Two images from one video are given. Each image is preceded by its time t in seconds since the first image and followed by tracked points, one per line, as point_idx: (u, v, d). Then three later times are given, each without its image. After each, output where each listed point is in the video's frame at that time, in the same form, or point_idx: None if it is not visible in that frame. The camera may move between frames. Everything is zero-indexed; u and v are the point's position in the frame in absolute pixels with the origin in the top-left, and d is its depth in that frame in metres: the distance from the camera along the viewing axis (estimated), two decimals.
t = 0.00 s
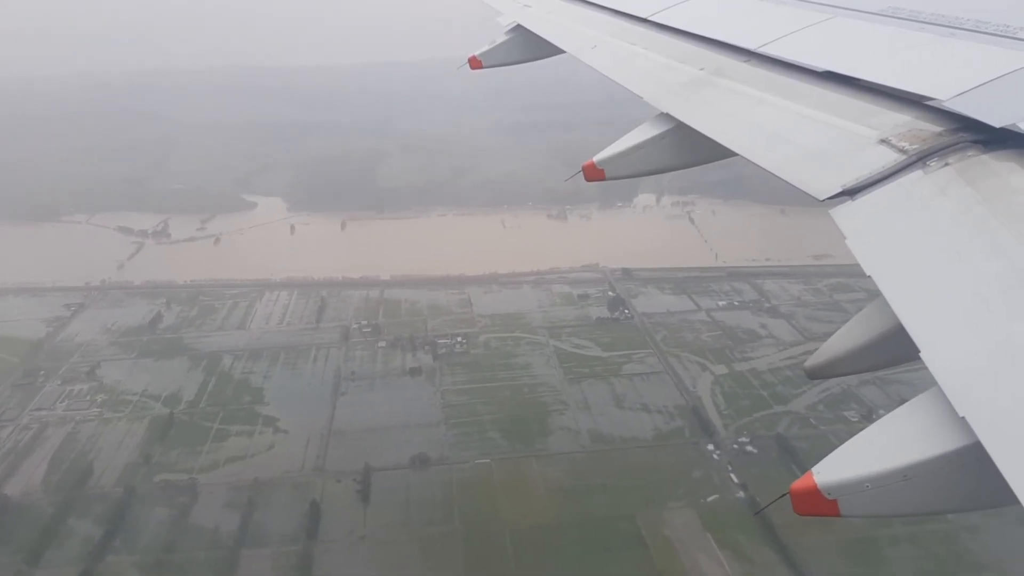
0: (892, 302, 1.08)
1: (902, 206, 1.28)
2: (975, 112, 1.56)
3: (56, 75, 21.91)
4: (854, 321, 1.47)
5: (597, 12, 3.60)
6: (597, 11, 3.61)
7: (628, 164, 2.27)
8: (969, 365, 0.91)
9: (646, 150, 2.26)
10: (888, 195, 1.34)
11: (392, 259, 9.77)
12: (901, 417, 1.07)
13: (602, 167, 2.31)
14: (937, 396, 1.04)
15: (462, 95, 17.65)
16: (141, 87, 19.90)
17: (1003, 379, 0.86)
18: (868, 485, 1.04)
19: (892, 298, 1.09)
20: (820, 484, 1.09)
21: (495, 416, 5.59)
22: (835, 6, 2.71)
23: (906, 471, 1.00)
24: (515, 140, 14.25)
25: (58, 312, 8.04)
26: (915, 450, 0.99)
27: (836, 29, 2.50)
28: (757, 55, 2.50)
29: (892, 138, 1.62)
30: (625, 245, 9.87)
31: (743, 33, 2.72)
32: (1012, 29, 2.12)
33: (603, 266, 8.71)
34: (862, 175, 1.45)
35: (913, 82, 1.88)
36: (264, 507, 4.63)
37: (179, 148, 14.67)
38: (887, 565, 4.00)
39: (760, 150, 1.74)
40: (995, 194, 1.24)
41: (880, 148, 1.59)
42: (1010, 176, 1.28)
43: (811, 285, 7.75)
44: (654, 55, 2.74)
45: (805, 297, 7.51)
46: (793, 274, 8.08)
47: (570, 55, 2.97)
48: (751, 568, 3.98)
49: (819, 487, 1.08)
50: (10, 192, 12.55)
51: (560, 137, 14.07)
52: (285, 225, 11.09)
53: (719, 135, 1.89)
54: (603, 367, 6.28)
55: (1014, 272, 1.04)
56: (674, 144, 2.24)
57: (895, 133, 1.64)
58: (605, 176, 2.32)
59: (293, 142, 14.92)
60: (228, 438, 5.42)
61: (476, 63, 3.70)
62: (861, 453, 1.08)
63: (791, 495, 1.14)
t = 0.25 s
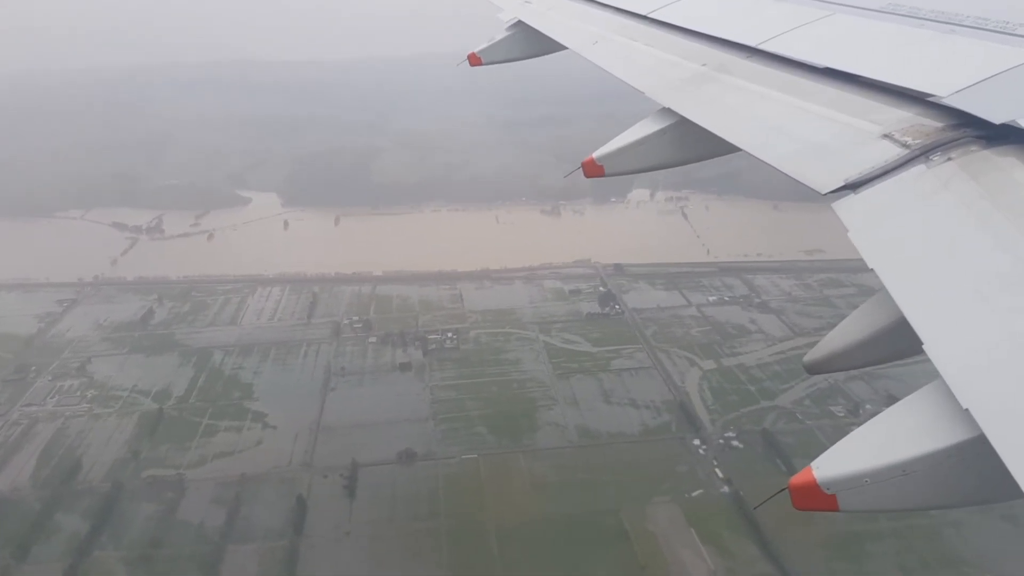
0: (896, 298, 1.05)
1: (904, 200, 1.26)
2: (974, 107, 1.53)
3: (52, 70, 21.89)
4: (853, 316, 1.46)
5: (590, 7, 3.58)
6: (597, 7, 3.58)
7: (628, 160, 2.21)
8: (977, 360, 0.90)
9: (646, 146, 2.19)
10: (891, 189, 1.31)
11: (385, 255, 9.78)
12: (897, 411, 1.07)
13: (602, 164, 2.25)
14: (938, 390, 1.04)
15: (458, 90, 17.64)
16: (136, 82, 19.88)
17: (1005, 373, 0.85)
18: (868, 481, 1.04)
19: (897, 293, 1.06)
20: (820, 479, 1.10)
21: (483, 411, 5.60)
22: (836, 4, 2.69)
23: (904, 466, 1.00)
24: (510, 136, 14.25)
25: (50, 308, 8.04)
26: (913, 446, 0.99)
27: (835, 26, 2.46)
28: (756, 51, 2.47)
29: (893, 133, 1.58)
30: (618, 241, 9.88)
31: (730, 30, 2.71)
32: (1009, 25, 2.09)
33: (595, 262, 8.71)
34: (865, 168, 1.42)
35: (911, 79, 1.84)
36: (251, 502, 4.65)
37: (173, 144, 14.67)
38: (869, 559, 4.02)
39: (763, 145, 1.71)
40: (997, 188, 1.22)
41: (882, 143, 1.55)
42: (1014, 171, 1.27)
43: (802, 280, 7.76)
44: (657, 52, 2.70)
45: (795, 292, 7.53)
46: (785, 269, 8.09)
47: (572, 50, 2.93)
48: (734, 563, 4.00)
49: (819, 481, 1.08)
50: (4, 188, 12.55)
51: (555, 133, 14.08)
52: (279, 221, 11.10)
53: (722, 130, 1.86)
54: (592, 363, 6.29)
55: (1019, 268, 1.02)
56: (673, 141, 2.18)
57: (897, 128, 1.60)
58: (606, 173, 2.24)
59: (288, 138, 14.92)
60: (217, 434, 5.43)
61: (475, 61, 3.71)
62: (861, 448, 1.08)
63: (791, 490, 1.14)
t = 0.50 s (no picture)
0: (899, 289, 1.01)
1: (908, 195, 1.22)
2: (980, 107, 1.48)
3: (52, 66, 21.91)
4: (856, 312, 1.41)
5: (592, 6, 3.53)
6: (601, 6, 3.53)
7: (629, 159, 2.17)
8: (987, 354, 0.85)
9: (648, 143, 2.15)
10: (896, 184, 1.27)
11: (382, 251, 9.79)
12: (900, 406, 1.01)
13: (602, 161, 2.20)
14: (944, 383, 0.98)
15: (456, 85, 17.66)
16: (136, 79, 19.90)
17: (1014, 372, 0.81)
18: (868, 478, 0.97)
19: (899, 285, 1.02)
20: (819, 474, 1.03)
21: (474, 407, 5.60)
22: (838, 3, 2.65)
23: (906, 461, 0.94)
24: (507, 131, 14.26)
25: (45, 304, 8.06)
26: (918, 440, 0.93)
27: (836, 26, 2.42)
28: (758, 50, 2.42)
29: (899, 130, 1.54)
30: (614, 237, 9.89)
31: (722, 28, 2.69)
32: (1013, 25, 2.04)
33: (589, 258, 8.72)
34: (869, 166, 1.39)
35: (915, 78, 1.79)
36: (241, 498, 4.66)
37: (171, 139, 14.69)
38: (854, 554, 4.03)
39: (767, 143, 1.67)
40: (1003, 184, 1.18)
41: (887, 140, 1.52)
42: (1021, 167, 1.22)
43: (796, 276, 7.76)
44: (660, 49, 2.66)
45: (788, 288, 7.53)
46: (779, 265, 8.10)
47: (576, 48, 2.88)
48: (721, 558, 4.02)
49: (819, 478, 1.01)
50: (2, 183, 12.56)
51: (552, 130, 14.08)
52: (276, 217, 11.12)
53: (727, 128, 1.82)
54: (584, 358, 6.30)
55: None
56: (676, 140, 2.14)
57: (903, 125, 1.56)
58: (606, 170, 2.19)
59: (286, 133, 14.94)
60: (208, 430, 5.44)
61: (477, 58, 3.61)
62: (861, 441, 1.01)
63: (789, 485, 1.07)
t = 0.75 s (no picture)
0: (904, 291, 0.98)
1: (913, 192, 1.19)
2: (981, 103, 1.44)
3: (49, 61, 21.94)
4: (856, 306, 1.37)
5: (597, 2, 3.50)
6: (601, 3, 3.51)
7: (630, 156, 2.14)
8: (987, 355, 0.83)
9: (648, 141, 2.12)
10: (901, 180, 1.24)
11: (374, 246, 9.81)
12: (905, 402, 0.99)
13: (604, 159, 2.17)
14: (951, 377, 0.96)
15: (452, 80, 17.66)
16: (132, 73, 19.90)
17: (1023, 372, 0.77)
18: (869, 473, 0.95)
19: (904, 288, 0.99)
20: (820, 470, 1.01)
21: (463, 402, 5.60)
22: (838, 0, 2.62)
23: (908, 458, 0.92)
24: (503, 126, 14.26)
25: (37, 298, 8.07)
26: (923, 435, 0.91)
27: (837, 24, 2.37)
28: (758, 48, 2.39)
29: (904, 126, 1.50)
30: (607, 232, 9.90)
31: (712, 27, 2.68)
32: (1016, 22, 1.98)
33: (581, 253, 8.72)
34: (874, 161, 1.35)
35: (916, 74, 1.75)
36: (226, 492, 4.68)
37: (166, 134, 14.70)
38: (834, 549, 4.05)
39: (771, 140, 1.64)
40: (1009, 180, 1.14)
41: (890, 136, 1.48)
42: None
43: (786, 272, 7.77)
44: (663, 47, 2.64)
45: (779, 283, 7.54)
46: (771, 261, 8.10)
47: (579, 45, 2.89)
48: (702, 551, 4.05)
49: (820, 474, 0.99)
50: None
51: (548, 125, 14.08)
52: (269, 211, 11.13)
53: (731, 125, 1.80)
54: (573, 354, 6.31)
55: None
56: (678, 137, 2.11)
57: (907, 121, 1.52)
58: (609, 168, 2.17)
59: (281, 128, 14.94)
60: (196, 425, 5.46)
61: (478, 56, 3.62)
62: (864, 437, 0.99)
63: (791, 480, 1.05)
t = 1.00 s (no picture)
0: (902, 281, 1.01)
1: (912, 187, 1.22)
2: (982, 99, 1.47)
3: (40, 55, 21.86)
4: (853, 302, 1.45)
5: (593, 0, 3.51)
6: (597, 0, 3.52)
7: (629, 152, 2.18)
8: (983, 341, 0.84)
9: (645, 138, 2.16)
10: (899, 176, 1.27)
11: (363, 241, 9.81)
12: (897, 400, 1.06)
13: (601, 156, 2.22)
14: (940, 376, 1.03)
15: (443, 75, 17.63)
16: (122, 67, 19.83)
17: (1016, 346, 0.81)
18: (864, 469, 1.01)
19: (902, 278, 1.01)
20: (816, 466, 1.06)
21: (447, 398, 5.62)
22: None
23: (905, 452, 0.99)
24: (494, 121, 14.25)
25: (25, 293, 8.05)
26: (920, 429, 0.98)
27: (833, 21, 2.40)
28: (754, 45, 2.41)
29: (903, 123, 1.52)
30: (597, 227, 9.91)
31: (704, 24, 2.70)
32: (1011, 21, 2.02)
33: (569, 248, 8.74)
34: (872, 158, 1.38)
35: (908, 72, 1.78)
36: (209, 488, 4.69)
37: (156, 128, 14.66)
38: (813, 543, 4.08)
39: (769, 136, 1.67)
40: (1009, 174, 1.16)
41: (890, 133, 1.50)
42: None
43: (773, 267, 7.80)
44: (661, 44, 2.66)
45: (765, 278, 7.57)
46: (757, 256, 8.13)
47: (579, 42, 2.92)
48: (681, 546, 4.09)
49: (818, 469, 1.05)
50: None
51: (539, 120, 14.08)
52: (258, 207, 11.11)
53: (729, 121, 1.82)
54: (558, 349, 6.33)
55: None
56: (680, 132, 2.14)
57: (907, 118, 1.54)
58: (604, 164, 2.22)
59: (271, 123, 14.91)
60: (182, 419, 5.48)
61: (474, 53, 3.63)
62: (857, 435, 1.05)
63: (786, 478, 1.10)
